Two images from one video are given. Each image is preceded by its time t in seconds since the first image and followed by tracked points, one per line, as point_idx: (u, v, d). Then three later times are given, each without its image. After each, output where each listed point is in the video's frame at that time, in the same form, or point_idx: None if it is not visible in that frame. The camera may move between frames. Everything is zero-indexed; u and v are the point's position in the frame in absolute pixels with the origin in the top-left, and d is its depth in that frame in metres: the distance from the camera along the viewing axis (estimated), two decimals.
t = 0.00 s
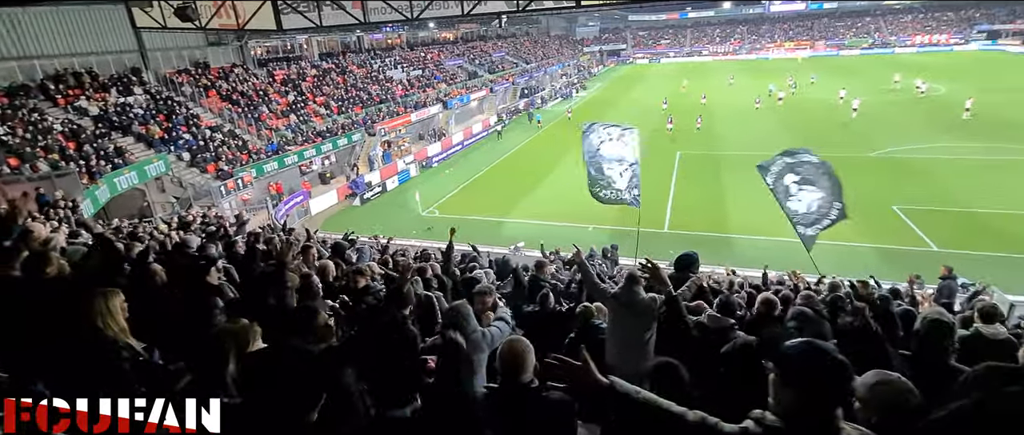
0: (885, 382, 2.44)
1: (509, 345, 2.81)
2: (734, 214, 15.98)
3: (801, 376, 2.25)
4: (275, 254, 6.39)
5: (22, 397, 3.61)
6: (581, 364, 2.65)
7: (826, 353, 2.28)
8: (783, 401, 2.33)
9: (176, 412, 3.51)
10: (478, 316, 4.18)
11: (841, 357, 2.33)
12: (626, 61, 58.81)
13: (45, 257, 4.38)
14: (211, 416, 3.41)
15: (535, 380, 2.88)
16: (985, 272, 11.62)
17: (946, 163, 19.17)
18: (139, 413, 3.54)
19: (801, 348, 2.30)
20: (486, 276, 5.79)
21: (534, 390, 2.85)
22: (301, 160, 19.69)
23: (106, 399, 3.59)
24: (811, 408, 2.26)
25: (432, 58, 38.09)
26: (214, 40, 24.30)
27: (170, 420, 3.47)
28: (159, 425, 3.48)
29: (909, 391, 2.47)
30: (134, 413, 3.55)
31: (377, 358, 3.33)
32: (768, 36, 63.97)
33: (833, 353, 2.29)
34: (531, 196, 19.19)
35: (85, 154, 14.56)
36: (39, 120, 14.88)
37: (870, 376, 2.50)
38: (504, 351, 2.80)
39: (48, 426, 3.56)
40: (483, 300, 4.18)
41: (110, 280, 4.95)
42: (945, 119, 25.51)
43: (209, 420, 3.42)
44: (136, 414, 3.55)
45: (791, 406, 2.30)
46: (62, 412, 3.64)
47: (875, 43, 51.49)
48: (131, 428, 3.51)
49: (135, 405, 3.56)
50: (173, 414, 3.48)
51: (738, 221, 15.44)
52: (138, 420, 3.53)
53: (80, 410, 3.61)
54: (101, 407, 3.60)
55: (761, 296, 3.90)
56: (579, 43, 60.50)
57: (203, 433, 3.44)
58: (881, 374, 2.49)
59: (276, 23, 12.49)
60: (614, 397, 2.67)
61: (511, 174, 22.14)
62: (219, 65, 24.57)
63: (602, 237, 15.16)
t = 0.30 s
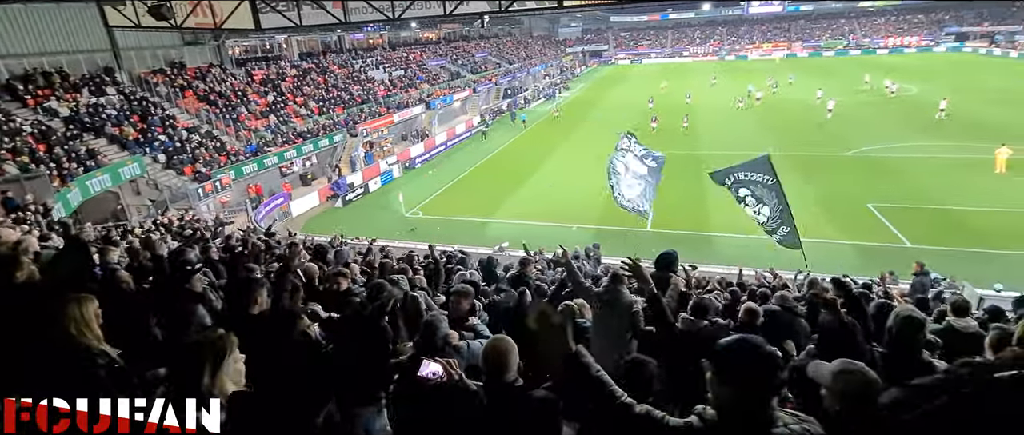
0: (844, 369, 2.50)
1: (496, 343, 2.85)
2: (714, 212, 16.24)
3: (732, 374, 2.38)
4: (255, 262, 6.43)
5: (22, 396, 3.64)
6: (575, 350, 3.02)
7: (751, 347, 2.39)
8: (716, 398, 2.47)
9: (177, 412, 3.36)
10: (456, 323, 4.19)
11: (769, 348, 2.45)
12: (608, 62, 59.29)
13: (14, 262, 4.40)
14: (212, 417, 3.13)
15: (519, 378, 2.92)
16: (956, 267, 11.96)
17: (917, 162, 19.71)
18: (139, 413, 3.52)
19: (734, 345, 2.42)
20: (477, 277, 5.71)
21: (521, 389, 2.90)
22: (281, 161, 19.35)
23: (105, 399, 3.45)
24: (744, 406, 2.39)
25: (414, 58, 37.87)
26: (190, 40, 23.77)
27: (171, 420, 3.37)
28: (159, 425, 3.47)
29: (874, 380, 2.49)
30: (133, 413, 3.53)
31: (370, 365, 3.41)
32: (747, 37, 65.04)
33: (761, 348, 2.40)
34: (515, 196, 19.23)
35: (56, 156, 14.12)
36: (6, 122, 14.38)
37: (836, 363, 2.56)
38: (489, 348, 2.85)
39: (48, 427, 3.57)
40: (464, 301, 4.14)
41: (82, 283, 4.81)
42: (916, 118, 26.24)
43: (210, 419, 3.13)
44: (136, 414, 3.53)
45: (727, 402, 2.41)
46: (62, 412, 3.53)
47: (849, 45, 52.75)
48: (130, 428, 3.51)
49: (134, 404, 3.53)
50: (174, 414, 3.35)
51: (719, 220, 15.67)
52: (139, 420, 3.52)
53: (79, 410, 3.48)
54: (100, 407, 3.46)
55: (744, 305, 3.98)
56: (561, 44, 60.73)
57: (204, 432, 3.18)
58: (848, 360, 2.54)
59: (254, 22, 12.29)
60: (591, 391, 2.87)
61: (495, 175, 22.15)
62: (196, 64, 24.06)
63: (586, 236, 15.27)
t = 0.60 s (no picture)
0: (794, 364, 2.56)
1: (478, 342, 2.91)
2: (694, 211, 16.48)
3: (696, 374, 2.53)
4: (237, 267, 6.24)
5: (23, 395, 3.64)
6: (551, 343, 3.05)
7: (710, 348, 2.57)
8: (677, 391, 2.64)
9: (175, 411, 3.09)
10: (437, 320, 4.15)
11: (730, 349, 2.61)
12: (590, 62, 59.64)
13: None
14: (211, 416, 3.25)
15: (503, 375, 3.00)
16: (927, 263, 12.33)
17: (889, 161, 20.26)
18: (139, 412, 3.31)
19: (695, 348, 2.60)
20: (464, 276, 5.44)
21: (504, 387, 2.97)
22: (259, 162, 18.99)
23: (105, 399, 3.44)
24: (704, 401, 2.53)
25: (395, 58, 37.54)
26: (164, 38, 23.16)
27: (170, 420, 3.08)
28: (159, 425, 3.16)
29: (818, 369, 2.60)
30: (130, 414, 3.40)
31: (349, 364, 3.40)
32: (725, 39, 66.04)
33: (721, 347, 2.59)
34: (498, 196, 19.21)
35: (22, 157, 13.61)
36: None
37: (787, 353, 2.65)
38: (472, 347, 2.90)
39: (48, 427, 3.61)
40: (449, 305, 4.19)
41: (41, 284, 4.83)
42: (887, 118, 26.98)
43: (210, 420, 3.26)
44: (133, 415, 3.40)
45: (687, 400, 2.57)
46: (63, 412, 3.54)
47: (824, 47, 53.98)
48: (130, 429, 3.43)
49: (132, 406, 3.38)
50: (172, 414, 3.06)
51: (699, 219, 15.89)
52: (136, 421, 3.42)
53: (78, 410, 3.50)
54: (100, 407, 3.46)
55: (718, 293, 4.07)
56: (543, 44, 60.85)
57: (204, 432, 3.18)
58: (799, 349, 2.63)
59: (230, 20, 12.07)
60: (567, 386, 2.82)
61: (478, 175, 22.12)
62: (169, 63, 23.45)
63: (569, 236, 15.33)
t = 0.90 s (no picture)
0: (751, 355, 2.89)
1: (469, 339, 2.88)
2: (681, 210, 16.61)
3: (676, 367, 2.63)
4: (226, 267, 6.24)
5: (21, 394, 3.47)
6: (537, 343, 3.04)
7: (696, 343, 2.66)
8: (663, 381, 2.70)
9: (177, 412, 3.01)
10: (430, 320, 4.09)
11: (717, 347, 2.71)
12: (578, 62, 59.86)
13: None
14: (211, 417, 3.25)
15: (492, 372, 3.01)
16: (908, 260, 12.57)
17: (871, 160, 20.61)
18: (138, 413, 2.98)
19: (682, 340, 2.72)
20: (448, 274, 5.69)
21: (490, 383, 2.99)
22: (244, 162, 18.76)
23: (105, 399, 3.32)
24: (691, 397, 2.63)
25: (383, 57, 37.31)
26: (145, 36, 22.77)
27: (171, 420, 2.97)
28: (159, 425, 2.97)
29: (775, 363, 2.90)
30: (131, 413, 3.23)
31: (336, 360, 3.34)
32: (711, 39, 66.67)
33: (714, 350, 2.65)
34: (486, 196, 19.19)
35: None
36: None
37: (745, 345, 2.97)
38: (463, 342, 2.88)
39: (48, 427, 3.51)
40: (438, 306, 4.20)
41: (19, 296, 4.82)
42: (869, 118, 27.45)
43: (211, 420, 3.24)
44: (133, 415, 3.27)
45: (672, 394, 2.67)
46: (62, 412, 3.41)
47: (808, 47, 54.76)
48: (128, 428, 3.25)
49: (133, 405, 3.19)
50: (173, 414, 2.98)
51: (686, 217, 16.02)
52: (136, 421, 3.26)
53: (78, 411, 3.35)
54: (100, 407, 3.33)
55: (703, 293, 4.18)
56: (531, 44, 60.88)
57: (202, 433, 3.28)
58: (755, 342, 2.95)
59: (214, 19, 11.94)
60: (554, 380, 2.95)
61: (466, 174, 22.13)
62: (151, 62, 23.05)
63: (557, 235, 15.38)
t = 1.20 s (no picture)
0: (741, 356, 2.78)
1: (462, 338, 2.87)
2: (672, 209, 16.71)
3: (674, 366, 2.61)
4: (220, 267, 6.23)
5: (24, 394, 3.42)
6: (522, 348, 3.00)
7: (694, 343, 2.62)
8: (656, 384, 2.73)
9: (177, 412, 3.04)
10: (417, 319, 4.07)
11: (713, 346, 2.67)
12: (569, 62, 59.98)
13: None
14: (210, 416, 3.37)
15: (485, 373, 3.00)
16: (895, 258, 12.74)
17: (858, 159, 20.87)
18: (138, 413, 2.96)
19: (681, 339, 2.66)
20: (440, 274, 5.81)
21: (484, 383, 2.97)
22: (233, 161, 18.54)
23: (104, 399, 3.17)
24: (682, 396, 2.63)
25: (373, 56, 37.09)
26: (132, 34, 22.47)
27: (172, 420, 2.99)
28: (159, 425, 2.94)
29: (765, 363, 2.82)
30: (133, 413, 3.03)
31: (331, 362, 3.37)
32: (701, 39, 67.10)
33: (705, 345, 2.62)
34: (477, 196, 19.15)
35: None
36: None
37: (734, 341, 2.89)
38: (456, 341, 2.87)
39: (49, 427, 3.44)
40: (428, 307, 4.19)
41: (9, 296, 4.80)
42: (856, 118, 27.79)
43: (210, 419, 3.36)
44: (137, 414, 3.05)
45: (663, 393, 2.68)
46: (63, 412, 3.36)
47: (796, 48, 55.33)
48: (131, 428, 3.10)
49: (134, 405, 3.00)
50: (174, 413, 3.00)
51: (677, 217, 16.12)
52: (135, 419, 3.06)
53: (78, 410, 3.27)
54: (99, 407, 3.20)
55: (696, 296, 4.18)
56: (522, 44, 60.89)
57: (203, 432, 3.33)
58: (745, 339, 2.86)
59: (202, 17, 11.82)
60: (534, 378, 2.90)
61: (457, 174, 22.08)
62: (138, 60, 22.70)
63: (549, 235, 15.42)
